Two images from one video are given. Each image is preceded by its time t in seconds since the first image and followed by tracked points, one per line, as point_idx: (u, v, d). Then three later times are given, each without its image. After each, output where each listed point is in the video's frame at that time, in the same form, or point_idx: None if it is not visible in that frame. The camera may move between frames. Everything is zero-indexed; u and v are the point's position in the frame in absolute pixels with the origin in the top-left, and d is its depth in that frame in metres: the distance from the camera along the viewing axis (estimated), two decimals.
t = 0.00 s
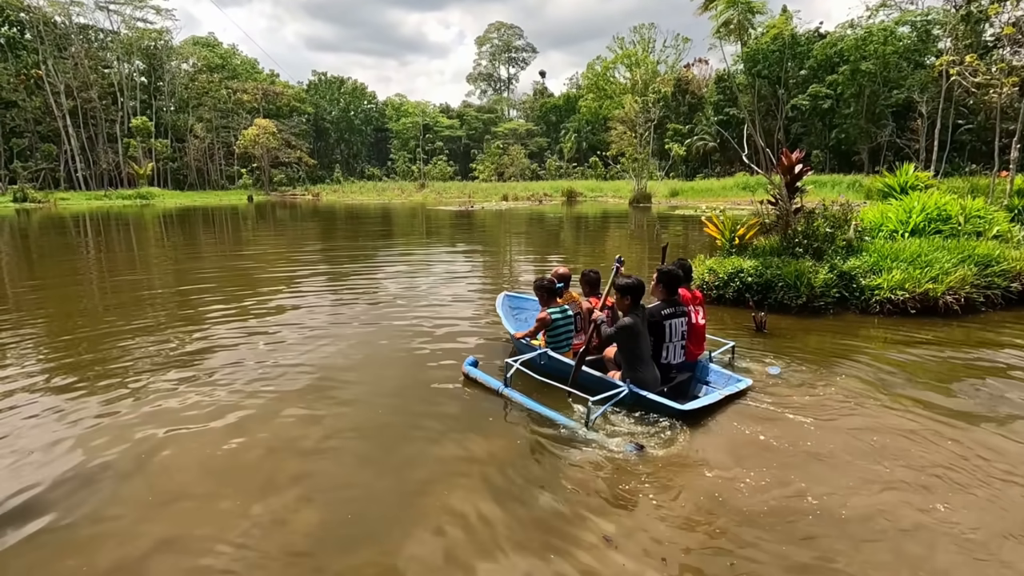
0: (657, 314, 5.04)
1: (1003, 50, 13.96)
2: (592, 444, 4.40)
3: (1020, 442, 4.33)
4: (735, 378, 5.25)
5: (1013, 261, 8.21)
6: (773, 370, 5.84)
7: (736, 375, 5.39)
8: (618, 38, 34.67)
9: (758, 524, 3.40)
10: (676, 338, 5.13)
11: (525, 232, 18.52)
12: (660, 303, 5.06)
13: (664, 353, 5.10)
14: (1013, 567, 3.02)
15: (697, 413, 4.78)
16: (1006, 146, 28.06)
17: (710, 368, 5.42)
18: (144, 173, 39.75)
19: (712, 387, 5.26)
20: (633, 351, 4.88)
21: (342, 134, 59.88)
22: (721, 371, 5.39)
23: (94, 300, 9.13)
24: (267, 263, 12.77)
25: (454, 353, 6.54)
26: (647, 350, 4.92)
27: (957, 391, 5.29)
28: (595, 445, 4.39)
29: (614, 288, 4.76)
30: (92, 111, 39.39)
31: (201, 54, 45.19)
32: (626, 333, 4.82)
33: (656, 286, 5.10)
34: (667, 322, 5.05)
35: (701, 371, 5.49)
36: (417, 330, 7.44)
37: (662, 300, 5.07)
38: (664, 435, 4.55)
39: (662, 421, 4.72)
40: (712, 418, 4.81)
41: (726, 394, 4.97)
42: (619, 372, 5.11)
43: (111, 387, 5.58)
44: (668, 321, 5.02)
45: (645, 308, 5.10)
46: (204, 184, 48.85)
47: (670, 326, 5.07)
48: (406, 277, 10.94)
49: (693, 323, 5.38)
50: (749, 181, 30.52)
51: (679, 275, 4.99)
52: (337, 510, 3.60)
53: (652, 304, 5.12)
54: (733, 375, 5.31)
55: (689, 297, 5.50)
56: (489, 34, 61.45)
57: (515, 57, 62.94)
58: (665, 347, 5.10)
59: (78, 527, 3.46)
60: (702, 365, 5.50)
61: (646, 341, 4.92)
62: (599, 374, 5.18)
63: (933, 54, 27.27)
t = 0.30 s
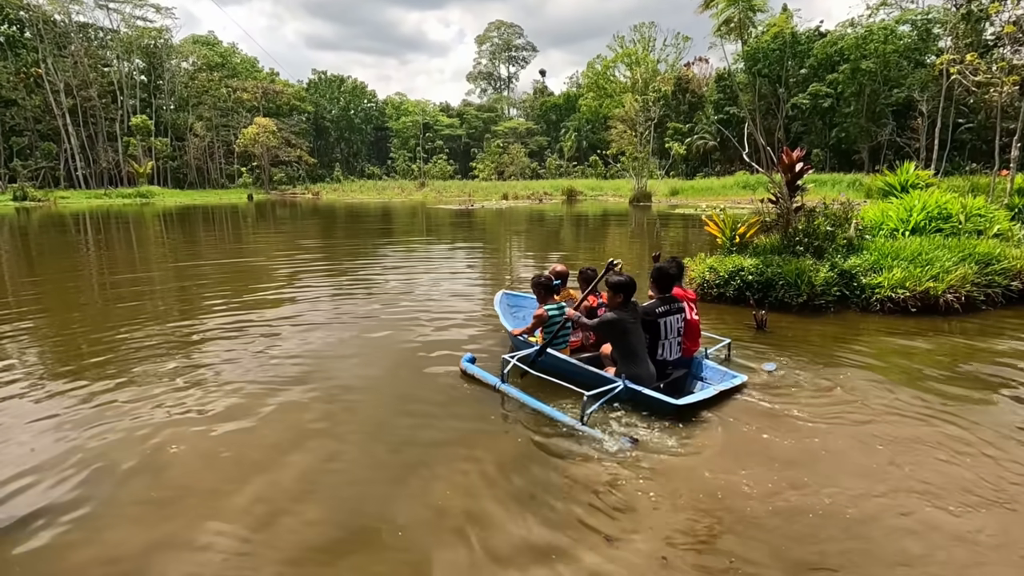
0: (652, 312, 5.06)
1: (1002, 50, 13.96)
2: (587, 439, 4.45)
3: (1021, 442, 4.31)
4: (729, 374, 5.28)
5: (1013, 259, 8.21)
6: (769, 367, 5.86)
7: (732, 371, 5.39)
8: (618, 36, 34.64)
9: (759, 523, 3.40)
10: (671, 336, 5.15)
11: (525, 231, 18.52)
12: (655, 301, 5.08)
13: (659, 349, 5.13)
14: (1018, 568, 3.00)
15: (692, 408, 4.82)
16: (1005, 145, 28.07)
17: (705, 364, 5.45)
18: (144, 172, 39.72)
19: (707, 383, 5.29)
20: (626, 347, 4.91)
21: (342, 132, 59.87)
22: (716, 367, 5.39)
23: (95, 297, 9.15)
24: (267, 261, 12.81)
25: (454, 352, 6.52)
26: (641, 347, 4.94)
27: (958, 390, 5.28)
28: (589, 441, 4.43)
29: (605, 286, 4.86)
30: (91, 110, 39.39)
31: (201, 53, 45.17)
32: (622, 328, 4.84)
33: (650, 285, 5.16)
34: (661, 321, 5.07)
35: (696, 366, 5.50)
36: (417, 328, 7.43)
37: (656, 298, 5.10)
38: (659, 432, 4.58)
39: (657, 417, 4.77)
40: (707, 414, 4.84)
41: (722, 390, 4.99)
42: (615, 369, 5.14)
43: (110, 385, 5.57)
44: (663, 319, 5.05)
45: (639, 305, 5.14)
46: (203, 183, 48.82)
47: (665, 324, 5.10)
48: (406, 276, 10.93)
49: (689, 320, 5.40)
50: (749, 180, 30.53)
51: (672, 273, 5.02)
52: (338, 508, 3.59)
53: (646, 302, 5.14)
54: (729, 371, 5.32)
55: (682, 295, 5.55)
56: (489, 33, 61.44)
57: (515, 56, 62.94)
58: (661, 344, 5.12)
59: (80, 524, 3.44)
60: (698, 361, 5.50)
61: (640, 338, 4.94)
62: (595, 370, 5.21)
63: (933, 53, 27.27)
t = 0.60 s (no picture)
0: (643, 310, 5.16)
1: (1003, 49, 13.97)
2: (581, 436, 4.49)
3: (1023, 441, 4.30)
4: (725, 372, 5.25)
5: (1014, 259, 8.21)
6: (766, 366, 5.88)
7: (728, 370, 5.33)
8: (618, 36, 34.63)
9: (760, 523, 3.40)
10: (665, 334, 5.21)
11: (526, 231, 18.51)
12: (647, 299, 5.18)
13: (652, 347, 5.19)
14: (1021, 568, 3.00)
15: (685, 406, 4.82)
16: (1006, 145, 28.07)
17: (702, 362, 5.42)
18: (145, 172, 39.74)
19: (702, 381, 5.26)
20: (619, 345, 5.00)
21: (342, 133, 59.88)
22: (712, 366, 5.35)
23: (96, 298, 9.19)
24: (268, 261, 12.86)
25: (454, 352, 6.52)
26: (633, 344, 5.01)
27: (959, 390, 5.27)
28: (584, 438, 4.46)
29: (598, 284, 4.98)
30: (92, 110, 39.42)
31: (201, 53, 45.20)
32: (611, 325, 4.96)
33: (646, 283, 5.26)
34: (653, 318, 5.14)
35: (692, 364, 5.49)
36: (417, 328, 7.43)
37: (649, 296, 5.19)
38: (655, 429, 4.60)
39: (650, 413, 4.79)
40: (701, 413, 4.85)
41: (716, 387, 5.00)
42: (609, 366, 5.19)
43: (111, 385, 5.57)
44: (654, 317, 5.12)
45: (632, 304, 5.24)
46: (204, 183, 48.86)
47: (656, 322, 5.16)
48: (406, 277, 10.93)
49: (685, 318, 5.40)
50: (750, 180, 30.56)
51: (671, 272, 5.11)
52: (339, 510, 3.58)
53: (638, 300, 5.25)
54: (725, 369, 5.27)
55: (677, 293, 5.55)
56: (490, 34, 61.44)
57: (515, 56, 62.97)
58: (653, 343, 5.19)
59: (81, 525, 3.43)
60: (694, 360, 5.49)
61: (631, 335, 5.03)
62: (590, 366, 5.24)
63: (934, 52, 27.28)
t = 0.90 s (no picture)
0: (638, 312, 5.10)
1: (1005, 49, 13.95)
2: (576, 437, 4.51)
3: None
4: (719, 372, 5.34)
5: (1017, 260, 8.19)
6: (760, 367, 5.90)
7: (722, 370, 5.43)
8: (620, 37, 34.61)
9: (758, 524, 3.40)
10: (660, 336, 5.18)
11: (527, 231, 18.51)
12: (641, 302, 5.13)
13: (647, 348, 5.17)
14: None
15: (679, 405, 4.90)
16: (1008, 145, 28.02)
17: (696, 363, 5.51)
18: (148, 173, 39.78)
19: (697, 381, 5.34)
20: (615, 346, 4.95)
21: (344, 134, 59.95)
22: (707, 366, 5.45)
23: (98, 298, 9.27)
24: (270, 262, 12.93)
25: (455, 353, 6.52)
26: (628, 346, 4.98)
27: (961, 392, 5.26)
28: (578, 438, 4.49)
29: (589, 287, 4.97)
30: (95, 111, 39.50)
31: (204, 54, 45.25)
32: (609, 326, 4.92)
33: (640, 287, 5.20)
34: (648, 321, 5.10)
35: (687, 365, 5.57)
36: (418, 329, 7.44)
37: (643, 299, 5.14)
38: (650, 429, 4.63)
39: (645, 413, 4.82)
40: (695, 412, 4.89)
41: (709, 388, 5.04)
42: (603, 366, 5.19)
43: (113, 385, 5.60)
44: (649, 320, 5.07)
45: (626, 306, 5.18)
46: (206, 184, 48.93)
47: (651, 325, 5.12)
48: (408, 277, 10.94)
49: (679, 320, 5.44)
50: (752, 180, 30.58)
51: (663, 276, 5.06)
52: (340, 511, 3.58)
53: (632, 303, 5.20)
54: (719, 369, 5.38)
55: (674, 296, 5.67)
56: (491, 34, 61.45)
57: (517, 57, 63.03)
58: (648, 345, 5.16)
59: (82, 526, 3.43)
60: (688, 360, 5.58)
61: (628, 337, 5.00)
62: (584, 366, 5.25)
63: (936, 53, 27.25)
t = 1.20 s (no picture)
0: (632, 314, 5.12)
1: (1009, 49, 13.92)
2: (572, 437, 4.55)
3: None
4: (713, 372, 5.39)
5: (1019, 261, 8.17)
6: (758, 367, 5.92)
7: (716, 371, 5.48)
8: (622, 39, 34.55)
9: (759, 525, 3.41)
10: (655, 337, 5.19)
11: (529, 232, 18.52)
12: (636, 303, 5.14)
13: (643, 349, 5.18)
14: None
15: (675, 406, 4.94)
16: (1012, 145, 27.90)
17: (691, 363, 5.56)
18: (151, 175, 39.83)
19: (691, 381, 5.41)
20: (613, 349, 4.91)
21: (346, 135, 60.00)
22: (701, 367, 5.48)
23: (101, 298, 9.36)
24: (273, 262, 13.03)
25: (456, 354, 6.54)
26: (626, 348, 4.97)
27: (964, 393, 5.25)
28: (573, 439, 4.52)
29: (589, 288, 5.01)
30: (99, 113, 39.59)
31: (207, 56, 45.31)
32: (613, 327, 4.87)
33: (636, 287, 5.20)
34: (642, 322, 5.11)
35: (683, 365, 5.60)
36: (419, 330, 7.46)
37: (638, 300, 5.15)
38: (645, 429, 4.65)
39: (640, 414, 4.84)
40: (689, 412, 4.92)
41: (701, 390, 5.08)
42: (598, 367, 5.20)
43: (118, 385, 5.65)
44: (643, 321, 5.09)
45: (621, 308, 5.21)
46: (209, 185, 49.03)
47: (645, 326, 5.13)
48: (410, 278, 10.98)
49: (673, 321, 5.47)
50: (756, 180, 30.62)
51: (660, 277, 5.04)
52: (342, 512, 3.60)
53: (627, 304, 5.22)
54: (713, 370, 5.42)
55: (675, 295, 5.71)
56: (494, 35, 61.49)
57: (519, 58, 63.07)
58: (642, 346, 5.16)
59: (86, 528, 3.45)
60: (684, 360, 5.61)
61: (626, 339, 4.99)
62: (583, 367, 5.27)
63: (940, 53, 27.20)
